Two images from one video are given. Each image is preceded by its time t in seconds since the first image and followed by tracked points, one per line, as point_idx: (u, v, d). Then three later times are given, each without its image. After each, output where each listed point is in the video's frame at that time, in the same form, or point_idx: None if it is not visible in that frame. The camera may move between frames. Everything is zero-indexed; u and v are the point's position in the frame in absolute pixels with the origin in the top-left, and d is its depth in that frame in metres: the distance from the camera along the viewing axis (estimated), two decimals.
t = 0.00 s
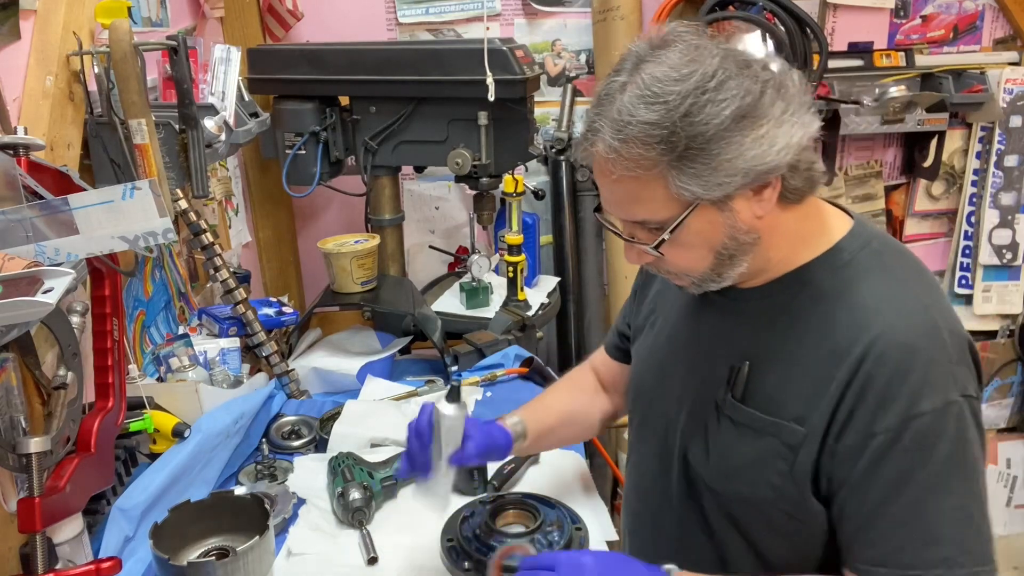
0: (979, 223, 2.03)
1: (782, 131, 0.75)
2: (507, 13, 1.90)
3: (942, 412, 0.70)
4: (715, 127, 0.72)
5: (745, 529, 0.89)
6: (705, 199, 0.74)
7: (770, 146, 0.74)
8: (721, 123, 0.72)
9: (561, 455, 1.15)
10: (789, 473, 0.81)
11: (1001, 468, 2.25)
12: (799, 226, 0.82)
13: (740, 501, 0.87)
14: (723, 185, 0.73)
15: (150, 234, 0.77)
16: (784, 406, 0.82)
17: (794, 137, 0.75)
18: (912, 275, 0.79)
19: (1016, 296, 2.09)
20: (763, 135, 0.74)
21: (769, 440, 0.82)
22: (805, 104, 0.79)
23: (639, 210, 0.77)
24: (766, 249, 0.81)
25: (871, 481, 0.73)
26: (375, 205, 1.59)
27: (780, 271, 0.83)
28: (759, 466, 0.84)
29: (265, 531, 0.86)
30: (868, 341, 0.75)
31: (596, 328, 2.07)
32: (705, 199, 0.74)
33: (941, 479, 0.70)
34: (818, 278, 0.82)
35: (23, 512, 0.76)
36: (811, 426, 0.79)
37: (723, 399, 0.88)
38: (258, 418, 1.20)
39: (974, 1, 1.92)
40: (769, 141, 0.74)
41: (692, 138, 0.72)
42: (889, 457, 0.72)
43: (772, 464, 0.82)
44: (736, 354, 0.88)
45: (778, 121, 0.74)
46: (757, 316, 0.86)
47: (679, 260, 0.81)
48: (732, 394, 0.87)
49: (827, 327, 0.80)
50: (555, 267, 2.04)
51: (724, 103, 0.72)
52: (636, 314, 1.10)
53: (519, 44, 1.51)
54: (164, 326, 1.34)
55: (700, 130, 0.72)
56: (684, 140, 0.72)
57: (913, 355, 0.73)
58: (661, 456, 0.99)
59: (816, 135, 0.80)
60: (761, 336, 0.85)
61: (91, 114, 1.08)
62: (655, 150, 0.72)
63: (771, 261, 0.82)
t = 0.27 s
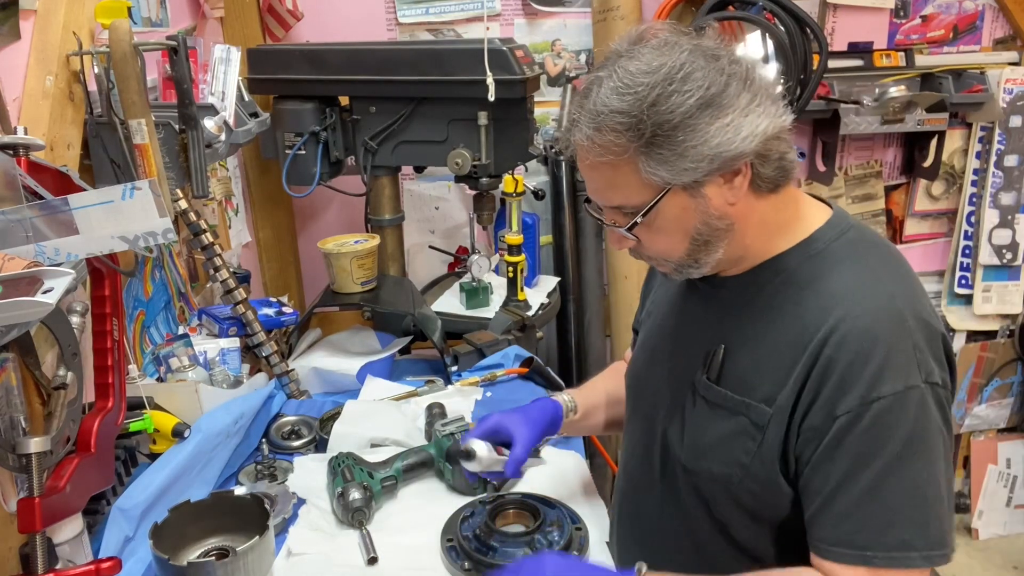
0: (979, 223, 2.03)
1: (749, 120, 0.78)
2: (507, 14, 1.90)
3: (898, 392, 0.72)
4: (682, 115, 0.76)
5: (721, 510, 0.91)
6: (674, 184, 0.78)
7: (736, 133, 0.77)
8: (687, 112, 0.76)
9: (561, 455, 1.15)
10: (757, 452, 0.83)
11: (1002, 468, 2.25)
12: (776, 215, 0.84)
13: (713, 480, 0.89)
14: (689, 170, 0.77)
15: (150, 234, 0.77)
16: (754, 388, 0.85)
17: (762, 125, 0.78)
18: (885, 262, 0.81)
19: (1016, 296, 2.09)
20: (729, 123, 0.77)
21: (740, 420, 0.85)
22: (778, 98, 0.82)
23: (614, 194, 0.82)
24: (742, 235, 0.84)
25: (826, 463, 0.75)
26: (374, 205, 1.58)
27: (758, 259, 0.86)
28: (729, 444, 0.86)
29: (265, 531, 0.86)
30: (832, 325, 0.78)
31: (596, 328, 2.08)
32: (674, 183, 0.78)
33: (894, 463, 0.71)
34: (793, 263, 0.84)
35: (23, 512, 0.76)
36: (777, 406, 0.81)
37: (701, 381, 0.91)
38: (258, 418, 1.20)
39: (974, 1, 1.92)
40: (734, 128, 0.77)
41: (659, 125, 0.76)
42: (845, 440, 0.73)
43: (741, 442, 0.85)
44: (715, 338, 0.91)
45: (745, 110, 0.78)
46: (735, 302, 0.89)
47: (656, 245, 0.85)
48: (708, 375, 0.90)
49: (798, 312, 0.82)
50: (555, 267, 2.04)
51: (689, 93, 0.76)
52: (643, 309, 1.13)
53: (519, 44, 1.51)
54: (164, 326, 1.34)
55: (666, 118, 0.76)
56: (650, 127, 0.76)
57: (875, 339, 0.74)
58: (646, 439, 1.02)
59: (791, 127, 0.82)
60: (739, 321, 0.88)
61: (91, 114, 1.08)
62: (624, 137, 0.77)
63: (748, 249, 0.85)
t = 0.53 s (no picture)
0: (979, 222, 2.03)
1: (749, 104, 0.79)
2: (507, 14, 1.90)
3: (896, 373, 0.72)
4: (686, 100, 0.77)
5: (720, 501, 0.91)
6: (680, 167, 0.79)
7: (737, 116, 0.78)
8: (690, 97, 0.77)
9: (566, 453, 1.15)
10: (756, 434, 0.83)
11: (1002, 468, 2.25)
12: (777, 201, 0.85)
13: (713, 464, 0.89)
14: (695, 153, 0.78)
15: (150, 234, 0.77)
16: (754, 370, 0.84)
17: (762, 110, 0.80)
18: (885, 251, 0.81)
19: (1016, 295, 2.09)
20: (731, 107, 0.78)
21: (739, 403, 0.85)
22: (773, 85, 0.84)
23: (622, 183, 0.82)
24: (748, 221, 0.84)
25: (820, 441, 0.74)
26: (375, 205, 1.59)
27: (762, 246, 0.86)
28: (728, 428, 0.86)
29: (265, 531, 0.86)
30: (832, 306, 0.78)
31: (596, 327, 2.08)
32: (680, 167, 0.79)
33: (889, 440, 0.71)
34: (794, 251, 0.84)
35: (23, 512, 0.76)
36: (776, 388, 0.81)
37: (701, 366, 0.91)
38: (258, 418, 1.20)
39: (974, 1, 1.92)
40: (736, 112, 0.78)
41: (663, 110, 0.77)
42: (840, 416, 0.73)
43: (740, 426, 0.85)
44: (715, 325, 0.91)
45: (744, 95, 0.79)
46: (737, 289, 0.89)
47: (664, 233, 0.85)
48: (708, 360, 0.90)
49: (799, 297, 0.82)
50: (555, 267, 2.04)
51: (690, 79, 0.77)
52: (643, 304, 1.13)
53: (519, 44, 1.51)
54: (164, 326, 1.34)
55: (670, 103, 0.77)
56: (655, 112, 0.77)
57: (874, 321, 0.74)
58: (646, 427, 1.02)
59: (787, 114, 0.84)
60: (739, 309, 0.88)
61: (91, 114, 1.08)
62: (630, 123, 0.78)
63: (754, 235, 0.86)
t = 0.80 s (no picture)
0: (979, 222, 2.04)
1: (740, 99, 0.79)
2: (507, 14, 1.90)
3: (892, 363, 0.71)
4: (675, 96, 0.77)
5: (720, 500, 0.91)
6: (672, 161, 0.79)
7: (727, 111, 0.78)
8: (679, 93, 0.78)
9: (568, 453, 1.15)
10: (754, 427, 0.83)
11: (1002, 468, 2.25)
12: (772, 197, 0.85)
13: (712, 458, 0.89)
14: (685, 148, 0.78)
15: (150, 234, 0.77)
16: (751, 364, 0.84)
17: (753, 105, 0.80)
18: (880, 245, 0.81)
19: (1015, 295, 2.09)
20: (721, 102, 0.78)
21: (737, 397, 0.85)
22: (766, 81, 0.84)
23: (617, 180, 0.83)
24: (743, 215, 0.84)
25: (816, 432, 0.74)
26: (375, 205, 1.58)
27: (759, 242, 0.87)
28: (727, 422, 0.86)
29: (265, 531, 0.86)
30: (828, 300, 0.78)
31: (596, 327, 2.08)
32: (672, 162, 0.79)
33: (885, 428, 0.70)
34: (790, 247, 0.84)
35: (23, 513, 0.76)
36: (773, 381, 0.81)
37: (700, 361, 0.91)
38: (258, 418, 1.20)
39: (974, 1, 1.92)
40: (725, 107, 0.78)
41: (653, 107, 0.78)
42: (837, 406, 0.73)
43: (739, 420, 0.85)
44: (714, 319, 0.91)
45: (734, 90, 0.79)
46: (734, 286, 0.89)
47: (661, 229, 0.85)
48: (706, 355, 0.90)
49: (796, 292, 0.82)
50: (555, 267, 2.04)
51: (679, 75, 0.78)
52: (643, 303, 1.13)
53: (519, 44, 1.51)
54: (164, 326, 1.34)
55: (659, 99, 0.78)
56: (645, 109, 0.78)
57: (869, 312, 0.74)
58: (646, 424, 1.02)
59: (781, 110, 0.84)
60: (737, 304, 0.88)
61: (91, 114, 1.08)
62: (621, 120, 0.79)
63: (750, 230, 0.86)
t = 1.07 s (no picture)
0: (979, 223, 2.03)
1: (732, 99, 0.79)
2: (507, 14, 1.90)
3: (895, 370, 0.71)
4: (667, 98, 0.78)
5: (720, 500, 0.91)
6: (665, 163, 0.79)
7: (719, 111, 0.78)
8: (671, 95, 0.78)
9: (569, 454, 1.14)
10: (753, 430, 0.83)
11: (1002, 468, 2.25)
12: (767, 197, 0.85)
13: (708, 460, 0.89)
14: (678, 149, 0.78)
15: (150, 234, 0.77)
16: (749, 367, 0.84)
17: (745, 105, 0.80)
18: (877, 248, 0.81)
19: (1015, 295, 2.09)
20: (713, 103, 0.78)
21: (736, 400, 0.85)
22: (759, 81, 0.84)
23: (612, 183, 0.83)
24: (738, 216, 0.84)
25: (822, 440, 0.74)
26: (374, 205, 1.58)
27: (755, 244, 0.86)
28: (725, 425, 0.86)
29: (265, 531, 0.86)
30: (825, 305, 0.78)
31: (596, 327, 2.08)
32: (665, 164, 0.79)
33: (894, 438, 0.70)
34: (787, 249, 0.84)
35: (23, 513, 0.76)
36: (772, 385, 0.81)
37: (698, 364, 0.91)
38: (258, 418, 1.20)
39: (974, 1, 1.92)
40: (717, 108, 0.78)
41: (644, 109, 0.78)
42: (843, 414, 0.73)
43: (737, 423, 0.85)
44: (711, 321, 0.91)
45: (726, 91, 0.79)
46: (732, 287, 0.89)
47: (657, 231, 0.85)
48: (704, 357, 0.90)
49: (794, 295, 0.82)
50: (555, 267, 2.04)
51: (671, 77, 0.78)
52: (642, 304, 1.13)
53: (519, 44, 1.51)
54: (164, 327, 1.34)
55: (652, 101, 0.78)
56: (637, 111, 0.78)
57: (869, 318, 0.75)
58: (645, 426, 1.02)
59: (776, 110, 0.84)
60: (734, 306, 0.88)
61: (91, 114, 1.08)
62: (613, 123, 0.79)
63: (746, 232, 0.86)
